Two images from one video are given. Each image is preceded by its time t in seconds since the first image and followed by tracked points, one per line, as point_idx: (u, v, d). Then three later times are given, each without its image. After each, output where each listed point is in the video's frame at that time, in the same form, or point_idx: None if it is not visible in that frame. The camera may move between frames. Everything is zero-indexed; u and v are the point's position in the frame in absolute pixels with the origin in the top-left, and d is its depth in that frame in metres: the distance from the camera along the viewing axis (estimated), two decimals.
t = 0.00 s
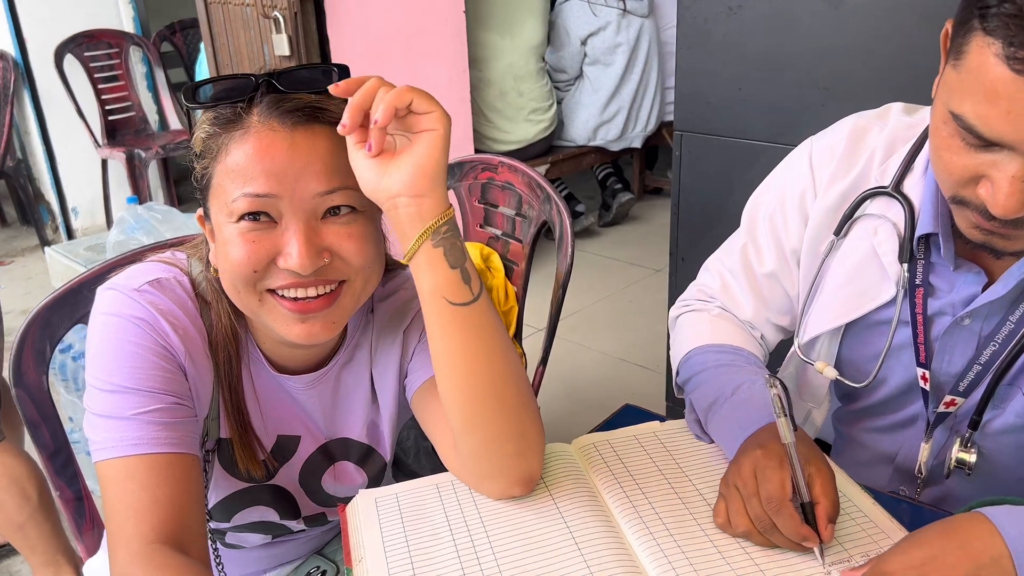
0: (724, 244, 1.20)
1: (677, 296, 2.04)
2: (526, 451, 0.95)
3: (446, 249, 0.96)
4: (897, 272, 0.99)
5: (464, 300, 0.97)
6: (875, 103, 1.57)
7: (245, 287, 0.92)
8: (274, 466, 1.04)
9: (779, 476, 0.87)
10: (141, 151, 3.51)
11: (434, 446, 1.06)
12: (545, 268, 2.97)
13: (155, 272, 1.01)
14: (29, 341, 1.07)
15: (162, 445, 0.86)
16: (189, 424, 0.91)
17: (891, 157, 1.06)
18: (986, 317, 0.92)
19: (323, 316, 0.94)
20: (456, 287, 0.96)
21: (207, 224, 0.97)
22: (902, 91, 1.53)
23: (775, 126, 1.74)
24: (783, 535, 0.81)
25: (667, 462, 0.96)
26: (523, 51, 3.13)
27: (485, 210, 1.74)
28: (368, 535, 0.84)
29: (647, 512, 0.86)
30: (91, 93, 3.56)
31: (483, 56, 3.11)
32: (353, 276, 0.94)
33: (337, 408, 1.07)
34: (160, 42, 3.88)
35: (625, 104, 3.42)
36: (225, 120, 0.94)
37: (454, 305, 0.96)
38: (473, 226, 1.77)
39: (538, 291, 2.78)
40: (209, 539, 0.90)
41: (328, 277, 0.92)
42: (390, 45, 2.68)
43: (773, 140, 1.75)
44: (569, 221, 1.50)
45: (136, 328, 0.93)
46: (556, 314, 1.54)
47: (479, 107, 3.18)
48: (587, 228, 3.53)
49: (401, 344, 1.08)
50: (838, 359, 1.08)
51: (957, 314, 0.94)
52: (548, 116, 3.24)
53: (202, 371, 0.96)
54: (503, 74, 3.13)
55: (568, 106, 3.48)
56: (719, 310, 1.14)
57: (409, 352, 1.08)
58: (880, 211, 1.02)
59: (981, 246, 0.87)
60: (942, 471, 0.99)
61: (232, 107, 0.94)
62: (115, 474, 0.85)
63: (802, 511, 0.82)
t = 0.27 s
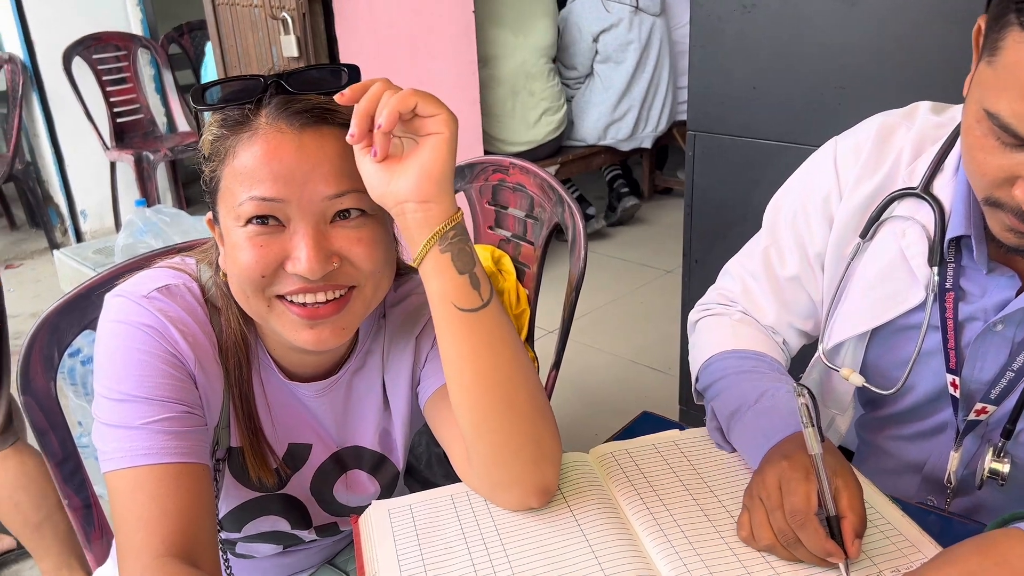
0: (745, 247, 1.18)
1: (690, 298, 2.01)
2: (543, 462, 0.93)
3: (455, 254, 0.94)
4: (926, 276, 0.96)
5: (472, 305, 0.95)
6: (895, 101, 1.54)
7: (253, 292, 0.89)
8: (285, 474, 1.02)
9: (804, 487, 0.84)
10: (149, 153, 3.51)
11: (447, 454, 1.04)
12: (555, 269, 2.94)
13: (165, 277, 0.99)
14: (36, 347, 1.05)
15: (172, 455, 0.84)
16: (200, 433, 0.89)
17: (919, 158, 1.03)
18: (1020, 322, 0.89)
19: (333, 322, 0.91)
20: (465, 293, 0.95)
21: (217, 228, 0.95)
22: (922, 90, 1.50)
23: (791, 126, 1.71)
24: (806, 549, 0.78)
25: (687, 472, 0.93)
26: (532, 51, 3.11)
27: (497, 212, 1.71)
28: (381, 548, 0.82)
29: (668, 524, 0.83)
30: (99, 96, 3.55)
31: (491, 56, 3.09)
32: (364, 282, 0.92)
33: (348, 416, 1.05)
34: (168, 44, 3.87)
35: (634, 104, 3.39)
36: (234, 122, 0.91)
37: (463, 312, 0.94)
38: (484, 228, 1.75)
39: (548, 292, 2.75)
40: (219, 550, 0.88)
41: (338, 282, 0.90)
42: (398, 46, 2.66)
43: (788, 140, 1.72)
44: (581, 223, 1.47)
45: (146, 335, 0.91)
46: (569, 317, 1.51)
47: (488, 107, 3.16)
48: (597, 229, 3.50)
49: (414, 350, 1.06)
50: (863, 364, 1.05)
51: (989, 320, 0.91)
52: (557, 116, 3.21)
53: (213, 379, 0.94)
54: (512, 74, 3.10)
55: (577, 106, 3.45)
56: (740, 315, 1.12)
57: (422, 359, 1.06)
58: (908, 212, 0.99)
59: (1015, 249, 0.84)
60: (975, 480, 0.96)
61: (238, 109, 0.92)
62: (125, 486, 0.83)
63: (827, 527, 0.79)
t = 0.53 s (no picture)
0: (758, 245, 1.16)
1: (701, 297, 1.99)
2: (550, 469, 0.91)
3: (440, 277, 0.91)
4: (943, 274, 0.94)
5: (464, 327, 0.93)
6: (907, 96, 1.52)
7: (246, 304, 0.89)
8: (295, 479, 1.02)
9: (817, 489, 0.83)
10: (157, 155, 3.52)
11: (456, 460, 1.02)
12: (564, 269, 2.93)
13: (174, 278, 0.98)
14: (43, 350, 1.04)
15: (180, 458, 0.84)
16: (207, 436, 0.88)
17: (935, 153, 1.01)
18: None
19: (319, 339, 0.90)
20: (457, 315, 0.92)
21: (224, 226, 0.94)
22: (934, 85, 1.48)
23: (800, 121, 1.68)
24: (821, 552, 0.76)
25: (699, 473, 0.91)
26: (539, 49, 3.09)
27: (505, 212, 1.70)
28: (390, 553, 0.81)
29: (679, 527, 0.81)
30: (107, 98, 3.56)
31: (499, 55, 3.08)
32: (353, 299, 0.90)
33: (359, 418, 1.04)
34: (176, 45, 3.88)
35: (642, 102, 3.37)
36: (233, 129, 0.91)
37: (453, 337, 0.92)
38: (493, 228, 1.73)
39: (557, 292, 2.74)
40: (226, 554, 0.87)
41: (325, 298, 0.88)
42: (405, 46, 2.66)
43: (799, 136, 1.69)
44: (590, 221, 1.46)
45: (154, 337, 0.90)
46: (578, 317, 1.50)
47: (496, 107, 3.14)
48: (605, 228, 3.49)
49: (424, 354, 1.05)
50: (879, 363, 1.03)
51: (1008, 318, 0.89)
52: (565, 115, 3.20)
53: (221, 381, 0.93)
54: (519, 73, 3.09)
55: (585, 105, 3.43)
56: (753, 314, 1.10)
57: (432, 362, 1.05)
58: (924, 209, 0.97)
59: None
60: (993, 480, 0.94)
61: (237, 116, 0.91)
62: (132, 489, 0.82)
63: (842, 529, 0.77)
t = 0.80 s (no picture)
0: (765, 244, 1.15)
1: (707, 296, 1.99)
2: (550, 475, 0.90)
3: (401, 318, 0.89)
4: (952, 272, 0.93)
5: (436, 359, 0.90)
6: (915, 94, 1.51)
7: (237, 293, 0.88)
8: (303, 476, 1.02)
9: (822, 489, 0.82)
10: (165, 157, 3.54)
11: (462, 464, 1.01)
12: (570, 269, 2.92)
13: (179, 277, 0.98)
14: (51, 351, 1.05)
15: (190, 457, 0.84)
16: (216, 434, 0.88)
17: (943, 151, 1.00)
18: None
19: (299, 332, 0.87)
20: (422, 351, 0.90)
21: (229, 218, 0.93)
22: (942, 82, 1.47)
23: (806, 120, 1.67)
24: (826, 553, 0.76)
25: (705, 473, 0.91)
26: (545, 49, 3.08)
27: (511, 211, 1.69)
28: (395, 553, 0.80)
29: (685, 527, 0.81)
30: (115, 100, 3.57)
31: (504, 55, 3.07)
32: (335, 294, 0.87)
33: (365, 413, 1.04)
34: (183, 47, 3.89)
35: (648, 101, 3.36)
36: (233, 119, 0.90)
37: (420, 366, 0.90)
38: (499, 228, 1.73)
39: (564, 292, 2.73)
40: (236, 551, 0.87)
41: (307, 293, 0.86)
42: (410, 46, 2.66)
43: (806, 135, 1.69)
44: (596, 220, 1.46)
45: (162, 336, 0.90)
46: (585, 316, 1.49)
47: (502, 107, 3.14)
48: (612, 227, 3.48)
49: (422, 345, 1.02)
50: (887, 362, 1.02)
51: (1017, 317, 0.88)
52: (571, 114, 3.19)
53: (228, 379, 0.93)
54: (525, 73, 3.08)
55: (591, 104, 3.43)
56: (760, 313, 1.09)
57: (429, 352, 1.02)
58: (932, 207, 0.97)
59: None
60: (1003, 480, 0.94)
61: (236, 107, 0.90)
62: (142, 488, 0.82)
63: (847, 530, 0.77)
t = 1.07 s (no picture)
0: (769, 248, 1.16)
1: (713, 298, 2.00)
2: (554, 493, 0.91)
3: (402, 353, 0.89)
4: (954, 277, 0.94)
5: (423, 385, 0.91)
6: (920, 97, 1.51)
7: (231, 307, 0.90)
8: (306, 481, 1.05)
9: (824, 492, 0.83)
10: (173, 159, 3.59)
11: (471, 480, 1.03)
12: (576, 270, 2.94)
13: (180, 286, 1.00)
14: (66, 354, 1.06)
15: (196, 462, 0.85)
16: (221, 439, 0.90)
17: (946, 156, 1.01)
18: None
19: (294, 346, 0.89)
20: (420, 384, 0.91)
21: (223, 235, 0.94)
22: (947, 85, 1.47)
23: (811, 123, 1.68)
24: (829, 554, 0.77)
25: (711, 476, 0.92)
26: (551, 50, 3.09)
27: (517, 214, 1.71)
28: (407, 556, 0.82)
29: (691, 529, 0.82)
30: (124, 102, 3.60)
31: (511, 57, 3.09)
32: (328, 307, 0.89)
33: (369, 417, 1.05)
34: (190, 50, 3.92)
35: (654, 102, 3.37)
36: (218, 136, 0.91)
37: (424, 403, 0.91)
38: (505, 231, 1.75)
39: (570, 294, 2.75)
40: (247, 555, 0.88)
41: (300, 307, 0.88)
42: (417, 50, 2.67)
43: (811, 138, 1.69)
44: (603, 224, 1.47)
45: (164, 345, 0.92)
46: (591, 319, 1.50)
47: (508, 108, 3.16)
48: (618, 228, 3.49)
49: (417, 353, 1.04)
50: (891, 365, 1.03)
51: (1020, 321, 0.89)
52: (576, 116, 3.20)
53: (229, 384, 0.95)
54: (531, 75, 3.09)
55: (597, 105, 3.43)
56: (766, 317, 1.10)
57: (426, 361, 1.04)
58: (935, 212, 0.97)
59: None
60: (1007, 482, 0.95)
61: (223, 123, 0.92)
62: (152, 493, 0.84)
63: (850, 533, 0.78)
